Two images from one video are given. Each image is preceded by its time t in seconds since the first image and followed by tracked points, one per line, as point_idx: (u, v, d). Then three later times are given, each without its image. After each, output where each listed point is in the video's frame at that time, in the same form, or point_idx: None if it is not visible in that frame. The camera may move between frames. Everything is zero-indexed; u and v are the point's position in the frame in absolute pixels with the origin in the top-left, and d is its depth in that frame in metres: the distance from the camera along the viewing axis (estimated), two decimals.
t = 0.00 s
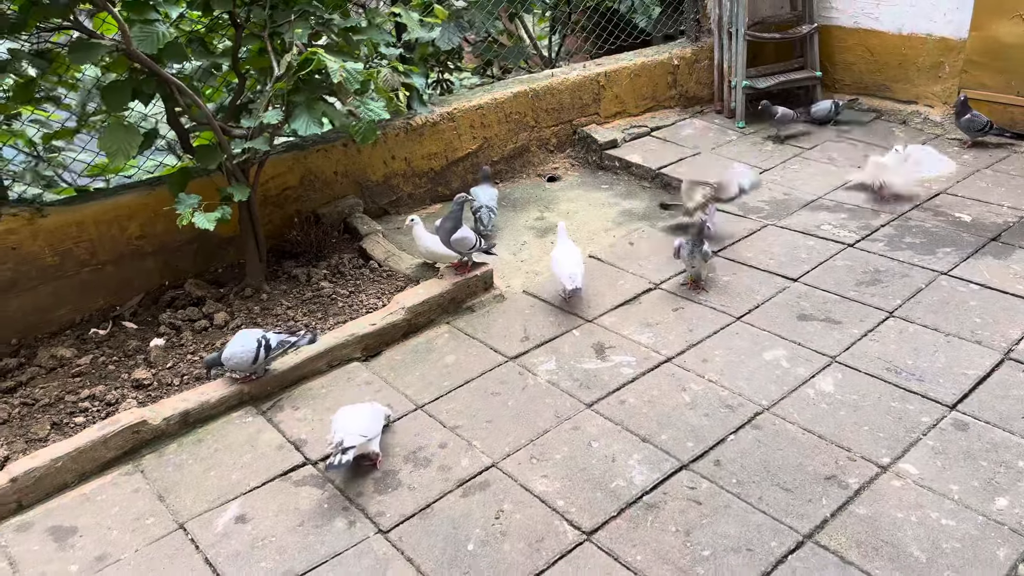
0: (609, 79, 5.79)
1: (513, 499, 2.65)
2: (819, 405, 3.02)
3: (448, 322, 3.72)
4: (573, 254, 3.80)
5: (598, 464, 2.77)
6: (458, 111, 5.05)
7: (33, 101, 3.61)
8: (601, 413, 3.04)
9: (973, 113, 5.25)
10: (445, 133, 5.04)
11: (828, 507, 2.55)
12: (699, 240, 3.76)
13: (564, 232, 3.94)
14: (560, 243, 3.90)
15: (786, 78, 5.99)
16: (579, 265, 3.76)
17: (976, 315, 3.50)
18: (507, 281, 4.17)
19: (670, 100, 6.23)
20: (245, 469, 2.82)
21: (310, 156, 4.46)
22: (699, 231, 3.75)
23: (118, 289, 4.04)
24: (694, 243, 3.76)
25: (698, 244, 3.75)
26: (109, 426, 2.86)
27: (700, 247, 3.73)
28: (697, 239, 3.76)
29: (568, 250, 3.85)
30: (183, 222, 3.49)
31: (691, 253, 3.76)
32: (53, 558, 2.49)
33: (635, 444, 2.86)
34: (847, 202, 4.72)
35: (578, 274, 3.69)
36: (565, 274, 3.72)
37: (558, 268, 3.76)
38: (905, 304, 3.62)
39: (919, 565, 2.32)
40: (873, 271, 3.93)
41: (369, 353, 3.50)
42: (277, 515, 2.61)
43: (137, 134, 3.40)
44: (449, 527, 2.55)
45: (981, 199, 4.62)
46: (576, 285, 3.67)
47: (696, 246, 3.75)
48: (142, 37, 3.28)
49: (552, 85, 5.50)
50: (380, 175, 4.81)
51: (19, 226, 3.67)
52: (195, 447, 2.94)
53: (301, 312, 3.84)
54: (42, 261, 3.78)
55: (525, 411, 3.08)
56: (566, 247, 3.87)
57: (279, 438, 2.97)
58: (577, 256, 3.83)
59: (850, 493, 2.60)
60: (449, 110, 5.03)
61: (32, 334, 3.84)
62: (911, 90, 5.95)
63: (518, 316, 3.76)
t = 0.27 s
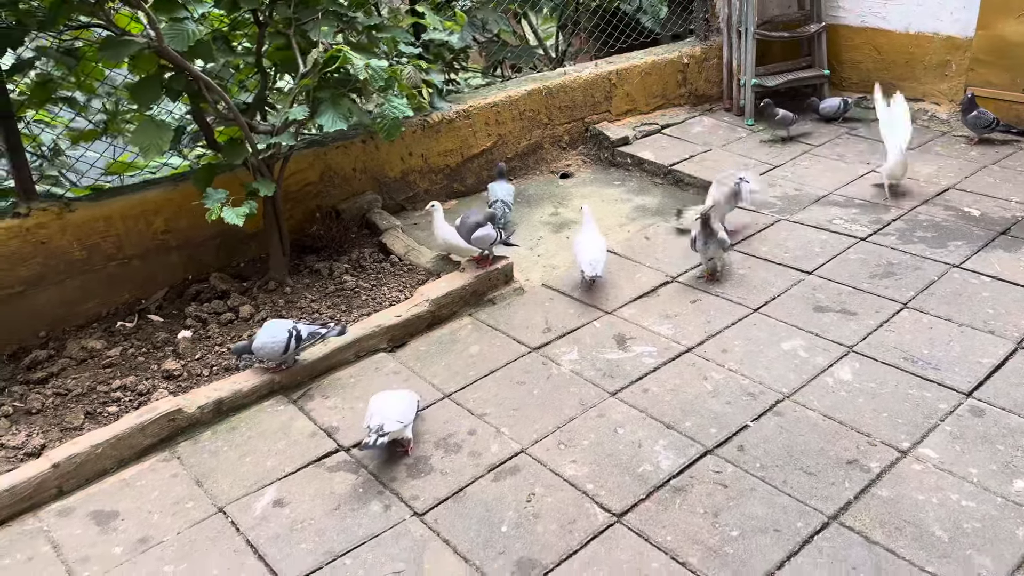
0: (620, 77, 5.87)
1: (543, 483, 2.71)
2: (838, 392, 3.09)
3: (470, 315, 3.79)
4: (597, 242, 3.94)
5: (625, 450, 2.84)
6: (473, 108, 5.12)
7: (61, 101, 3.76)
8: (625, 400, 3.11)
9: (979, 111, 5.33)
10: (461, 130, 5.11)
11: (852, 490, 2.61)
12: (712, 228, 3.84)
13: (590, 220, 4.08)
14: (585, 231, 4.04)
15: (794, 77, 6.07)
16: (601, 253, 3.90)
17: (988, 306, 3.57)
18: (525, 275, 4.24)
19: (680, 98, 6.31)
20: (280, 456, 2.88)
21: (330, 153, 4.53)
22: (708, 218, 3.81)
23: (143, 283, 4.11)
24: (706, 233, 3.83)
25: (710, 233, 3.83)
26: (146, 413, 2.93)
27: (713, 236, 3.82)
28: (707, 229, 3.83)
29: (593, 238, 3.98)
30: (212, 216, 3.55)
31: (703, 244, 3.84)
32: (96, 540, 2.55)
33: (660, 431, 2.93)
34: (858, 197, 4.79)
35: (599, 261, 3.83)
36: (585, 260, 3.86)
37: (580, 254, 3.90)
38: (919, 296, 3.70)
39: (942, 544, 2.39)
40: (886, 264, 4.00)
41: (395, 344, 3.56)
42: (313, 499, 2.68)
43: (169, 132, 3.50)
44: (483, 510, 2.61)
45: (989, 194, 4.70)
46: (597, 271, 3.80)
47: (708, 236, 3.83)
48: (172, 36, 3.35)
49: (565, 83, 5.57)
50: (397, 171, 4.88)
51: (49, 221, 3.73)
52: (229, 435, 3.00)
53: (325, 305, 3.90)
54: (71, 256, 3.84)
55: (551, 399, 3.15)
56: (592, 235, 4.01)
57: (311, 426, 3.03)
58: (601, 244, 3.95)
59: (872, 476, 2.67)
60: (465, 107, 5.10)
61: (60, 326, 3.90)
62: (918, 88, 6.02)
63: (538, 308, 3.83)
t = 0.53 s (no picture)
0: (632, 76, 5.93)
1: (569, 470, 2.77)
2: (855, 384, 3.14)
3: (490, 308, 3.85)
4: (613, 236, 3.99)
5: (648, 438, 2.90)
6: (489, 106, 5.18)
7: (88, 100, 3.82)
8: (646, 391, 3.16)
9: (988, 110, 5.38)
10: (476, 127, 5.17)
11: (872, 477, 2.67)
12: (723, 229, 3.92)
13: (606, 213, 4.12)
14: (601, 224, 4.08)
15: (804, 76, 6.13)
16: (617, 247, 3.95)
17: (1001, 301, 3.63)
18: (542, 270, 4.29)
19: (690, 97, 6.37)
20: (309, 443, 2.94)
21: (349, 149, 4.59)
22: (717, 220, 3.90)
23: (166, 276, 4.16)
24: (717, 234, 3.92)
25: (721, 234, 3.91)
26: (177, 402, 2.98)
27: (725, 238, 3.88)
28: (717, 229, 3.92)
29: (610, 231, 4.02)
30: (236, 209, 3.61)
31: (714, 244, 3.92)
32: (133, 525, 2.60)
33: (682, 420, 2.98)
34: (869, 195, 4.85)
35: (616, 256, 3.88)
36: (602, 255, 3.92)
37: (596, 248, 3.96)
38: (932, 291, 3.75)
39: (961, 529, 2.44)
40: (899, 260, 4.05)
41: (417, 336, 3.62)
42: (344, 485, 2.73)
43: (197, 125, 3.56)
44: (510, 496, 2.67)
45: (999, 191, 4.75)
46: (613, 267, 3.86)
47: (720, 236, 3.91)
48: (200, 32, 3.43)
49: (578, 81, 5.63)
50: (414, 167, 4.94)
51: (76, 214, 3.79)
52: (258, 423, 3.06)
53: (346, 298, 3.96)
54: (96, 249, 3.90)
55: (573, 389, 3.20)
56: (608, 228, 4.06)
57: (338, 415, 3.09)
58: (618, 237, 4.00)
59: (891, 464, 2.72)
60: (480, 105, 5.16)
61: (85, 319, 3.96)
62: (926, 87, 6.08)
63: (557, 302, 3.89)
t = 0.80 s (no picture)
0: (645, 76, 5.98)
1: (589, 461, 2.81)
2: (870, 379, 3.18)
3: (507, 303, 3.89)
4: (628, 232, 4.02)
5: (666, 431, 2.93)
6: (503, 104, 5.23)
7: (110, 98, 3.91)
8: (663, 385, 3.20)
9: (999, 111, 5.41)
10: (491, 125, 5.22)
11: (889, 469, 2.70)
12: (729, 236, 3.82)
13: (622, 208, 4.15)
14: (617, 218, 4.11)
15: (815, 77, 6.17)
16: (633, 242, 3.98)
17: (1015, 299, 3.65)
18: (557, 266, 4.33)
19: (701, 97, 6.41)
20: (332, 434, 2.98)
21: (366, 146, 4.64)
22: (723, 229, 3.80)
23: (186, 271, 4.21)
24: (722, 242, 3.82)
25: (726, 241, 3.82)
26: (202, 392, 3.02)
27: (731, 247, 3.80)
28: (724, 237, 3.82)
29: (625, 227, 4.05)
30: (259, 205, 3.66)
31: (720, 253, 3.83)
32: (161, 511, 2.64)
33: (700, 414, 3.02)
34: (881, 194, 4.88)
35: (630, 253, 3.93)
36: (618, 253, 3.96)
37: (611, 245, 3.99)
38: (945, 289, 3.78)
39: (978, 520, 2.48)
40: (912, 258, 4.09)
41: (435, 330, 3.66)
42: (368, 474, 2.78)
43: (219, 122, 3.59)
44: (532, 486, 2.71)
45: (1010, 192, 4.78)
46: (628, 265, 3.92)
47: (725, 245, 3.82)
48: (226, 29, 3.45)
49: (591, 81, 5.68)
50: (429, 165, 4.98)
51: (99, 208, 3.83)
52: (281, 414, 3.10)
53: (365, 293, 4.01)
54: (118, 243, 3.94)
55: (591, 383, 3.24)
56: (624, 222, 4.08)
57: (360, 406, 3.13)
58: (633, 233, 4.03)
59: (908, 457, 2.75)
60: (495, 103, 5.20)
61: (106, 311, 4.00)
62: (937, 89, 6.11)
63: (573, 297, 3.93)
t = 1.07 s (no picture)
0: (653, 74, 6.00)
1: (600, 453, 2.83)
2: (879, 375, 3.20)
3: (516, 297, 3.92)
4: (637, 227, 4.03)
5: (676, 424, 2.96)
6: (512, 100, 5.25)
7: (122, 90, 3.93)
8: (672, 379, 3.22)
9: (1006, 112, 5.42)
10: (500, 121, 5.24)
11: (897, 464, 2.71)
12: (708, 245, 3.72)
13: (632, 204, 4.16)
14: (627, 213, 4.12)
15: (823, 76, 6.18)
16: (640, 238, 3.98)
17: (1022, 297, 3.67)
18: (566, 262, 4.36)
19: (709, 95, 6.43)
20: (345, 424, 3.00)
21: (376, 140, 4.65)
22: (701, 238, 3.69)
23: (196, 263, 4.23)
24: (700, 251, 3.73)
25: (704, 251, 3.72)
26: (215, 382, 3.05)
27: (707, 256, 3.70)
28: (701, 246, 3.72)
29: (635, 223, 4.05)
30: (271, 196, 3.68)
31: (697, 261, 3.74)
32: (176, 498, 2.67)
33: (709, 408, 3.04)
34: (888, 192, 4.90)
35: (635, 248, 3.91)
36: (625, 246, 3.94)
37: (619, 239, 3.99)
38: (953, 286, 3.79)
39: (986, 514, 2.49)
40: (920, 256, 4.10)
41: (445, 323, 3.69)
42: (380, 464, 2.80)
43: (232, 114, 3.61)
44: (543, 477, 2.73)
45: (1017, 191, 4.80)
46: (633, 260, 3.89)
47: (703, 253, 3.72)
48: (240, 21, 3.49)
49: (600, 77, 5.70)
50: (438, 160, 5.01)
51: (111, 199, 3.85)
52: (294, 404, 3.13)
53: (375, 286, 4.03)
54: (129, 234, 3.97)
55: (600, 376, 3.27)
56: (633, 218, 4.09)
57: (372, 397, 3.16)
58: (641, 230, 4.04)
59: (916, 452, 2.77)
60: (505, 99, 5.22)
61: (118, 302, 4.03)
62: (944, 89, 6.13)
63: (582, 292, 3.95)
